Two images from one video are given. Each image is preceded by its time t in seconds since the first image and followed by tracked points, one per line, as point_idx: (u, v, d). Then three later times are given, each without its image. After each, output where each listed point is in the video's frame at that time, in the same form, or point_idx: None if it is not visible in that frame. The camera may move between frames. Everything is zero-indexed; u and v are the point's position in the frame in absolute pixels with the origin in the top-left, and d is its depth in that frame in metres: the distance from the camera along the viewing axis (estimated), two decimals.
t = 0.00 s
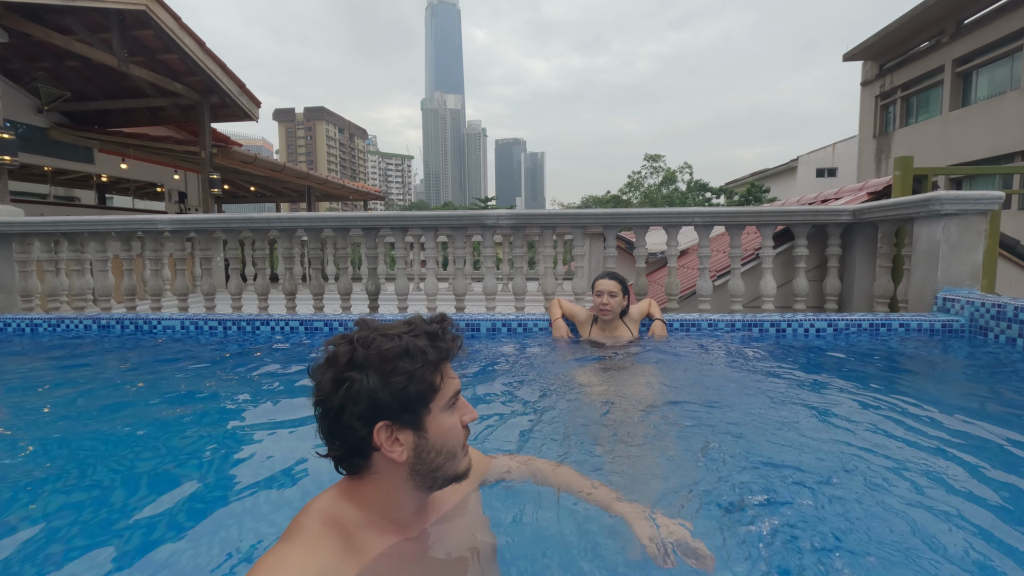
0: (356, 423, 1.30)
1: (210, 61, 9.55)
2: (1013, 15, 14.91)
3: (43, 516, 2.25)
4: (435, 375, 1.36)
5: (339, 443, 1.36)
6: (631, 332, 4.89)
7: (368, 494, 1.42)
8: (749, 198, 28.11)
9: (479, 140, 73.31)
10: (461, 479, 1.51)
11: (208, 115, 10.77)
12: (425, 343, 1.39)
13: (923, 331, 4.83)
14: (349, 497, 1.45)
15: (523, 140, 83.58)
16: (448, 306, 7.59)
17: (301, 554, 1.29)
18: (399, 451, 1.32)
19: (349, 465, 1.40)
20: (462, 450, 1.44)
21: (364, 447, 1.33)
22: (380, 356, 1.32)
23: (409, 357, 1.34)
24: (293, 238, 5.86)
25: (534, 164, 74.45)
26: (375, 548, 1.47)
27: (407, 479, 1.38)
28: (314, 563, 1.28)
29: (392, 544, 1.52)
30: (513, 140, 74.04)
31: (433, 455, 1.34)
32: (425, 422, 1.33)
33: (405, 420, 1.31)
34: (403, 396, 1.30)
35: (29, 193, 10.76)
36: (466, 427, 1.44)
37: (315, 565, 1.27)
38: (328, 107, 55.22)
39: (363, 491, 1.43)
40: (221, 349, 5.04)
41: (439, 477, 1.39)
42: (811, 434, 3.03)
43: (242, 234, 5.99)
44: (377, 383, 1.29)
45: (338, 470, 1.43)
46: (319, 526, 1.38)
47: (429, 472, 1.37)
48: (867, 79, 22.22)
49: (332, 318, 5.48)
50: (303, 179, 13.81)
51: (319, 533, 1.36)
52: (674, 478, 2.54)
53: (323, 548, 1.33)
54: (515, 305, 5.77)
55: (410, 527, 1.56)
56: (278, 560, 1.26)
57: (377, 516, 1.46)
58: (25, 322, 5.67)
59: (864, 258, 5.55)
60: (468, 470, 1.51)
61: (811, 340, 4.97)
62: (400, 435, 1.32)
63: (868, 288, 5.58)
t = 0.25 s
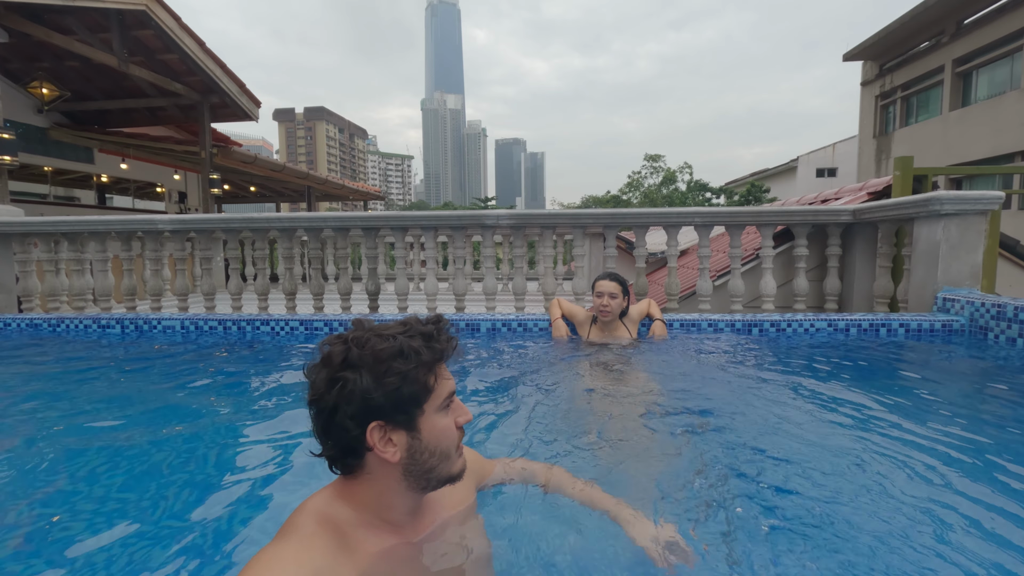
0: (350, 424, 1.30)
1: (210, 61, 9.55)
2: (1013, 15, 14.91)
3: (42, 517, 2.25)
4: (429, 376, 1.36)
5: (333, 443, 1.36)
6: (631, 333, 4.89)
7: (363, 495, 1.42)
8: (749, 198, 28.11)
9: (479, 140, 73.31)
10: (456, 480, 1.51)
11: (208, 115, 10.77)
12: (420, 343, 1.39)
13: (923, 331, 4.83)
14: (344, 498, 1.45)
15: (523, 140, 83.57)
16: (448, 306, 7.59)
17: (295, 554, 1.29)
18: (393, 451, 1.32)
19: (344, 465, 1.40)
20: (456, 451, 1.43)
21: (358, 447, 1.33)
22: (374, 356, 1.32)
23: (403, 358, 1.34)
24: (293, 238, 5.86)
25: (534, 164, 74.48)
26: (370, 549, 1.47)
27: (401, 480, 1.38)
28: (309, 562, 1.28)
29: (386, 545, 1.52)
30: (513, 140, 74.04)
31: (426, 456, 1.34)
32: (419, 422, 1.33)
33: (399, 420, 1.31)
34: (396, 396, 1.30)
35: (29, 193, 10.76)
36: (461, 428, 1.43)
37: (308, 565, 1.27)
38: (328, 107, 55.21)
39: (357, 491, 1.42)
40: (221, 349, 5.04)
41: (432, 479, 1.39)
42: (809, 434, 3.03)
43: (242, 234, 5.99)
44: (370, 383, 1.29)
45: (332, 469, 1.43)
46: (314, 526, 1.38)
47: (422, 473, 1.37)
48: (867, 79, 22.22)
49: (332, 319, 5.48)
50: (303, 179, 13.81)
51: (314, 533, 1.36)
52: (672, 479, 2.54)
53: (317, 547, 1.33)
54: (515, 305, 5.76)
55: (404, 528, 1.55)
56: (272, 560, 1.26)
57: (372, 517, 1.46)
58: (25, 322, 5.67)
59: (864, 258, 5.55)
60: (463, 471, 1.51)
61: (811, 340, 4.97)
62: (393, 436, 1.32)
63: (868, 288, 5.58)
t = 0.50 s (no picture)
0: (350, 423, 1.30)
1: (210, 62, 9.56)
2: (1013, 15, 14.91)
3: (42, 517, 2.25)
4: (428, 374, 1.36)
5: (333, 440, 1.36)
6: (631, 334, 4.90)
7: (362, 493, 1.42)
8: (749, 198, 28.12)
9: (479, 140, 73.32)
10: (455, 478, 1.51)
11: (208, 115, 10.77)
12: (419, 342, 1.39)
13: (924, 331, 4.83)
14: (344, 495, 1.45)
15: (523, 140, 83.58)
16: (448, 305, 7.59)
17: (295, 552, 1.29)
18: (391, 448, 1.32)
19: (343, 462, 1.40)
20: (456, 450, 1.43)
21: (357, 444, 1.33)
22: (374, 353, 1.32)
23: (402, 355, 1.34)
24: (293, 238, 5.86)
25: (534, 164, 74.51)
26: (369, 546, 1.47)
27: (399, 478, 1.38)
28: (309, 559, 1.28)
29: (385, 543, 1.52)
30: (513, 140, 74.06)
31: (424, 453, 1.34)
32: (417, 420, 1.32)
33: (397, 417, 1.30)
34: (394, 393, 1.30)
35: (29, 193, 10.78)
36: (460, 426, 1.43)
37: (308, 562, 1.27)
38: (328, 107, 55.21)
39: (357, 488, 1.43)
40: (222, 349, 5.04)
41: (431, 477, 1.38)
42: (809, 435, 3.02)
43: (242, 234, 5.99)
44: (369, 380, 1.29)
45: (332, 466, 1.44)
46: (314, 523, 1.38)
47: (421, 471, 1.37)
48: (867, 80, 22.22)
49: (332, 318, 5.48)
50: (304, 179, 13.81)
51: (313, 531, 1.36)
52: (675, 479, 2.53)
53: (317, 544, 1.33)
54: (515, 305, 5.76)
55: (403, 526, 1.55)
56: (272, 558, 1.26)
57: (371, 514, 1.46)
58: (25, 322, 5.67)
59: (864, 258, 5.55)
60: (461, 470, 1.50)
61: (811, 339, 4.97)
62: (391, 433, 1.31)
63: (868, 288, 5.58)
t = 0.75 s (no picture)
0: (353, 421, 1.31)
1: (210, 61, 9.55)
2: (1013, 15, 14.91)
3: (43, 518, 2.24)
4: (430, 374, 1.36)
5: (335, 439, 1.36)
6: (631, 334, 4.90)
7: (364, 491, 1.42)
8: (749, 198, 28.12)
9: (479, 140, 73.31)
10: (456, 478, 1.51)
11: (208, 115, 10.77)
12: (422, 342, 1.39)
13: (924, 331, 4.83)
14: (345, 494, 1.46)
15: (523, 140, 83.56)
16: (448, 306, 7.60)
17: (297, 549, 1.29)
18: (393, 448, 1.32)
19: (345, 461, 1.40)
20: (457, 450, 1.43)
21: (359, 443, 1.33)
22: (377, 353, 1.32)
23: (405, 355, 1.34)
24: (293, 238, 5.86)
25: (533, 164, 74.51)
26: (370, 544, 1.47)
27: (401, 477, 1.38)
28: (312, 557, 1.28)
29: (386, 541, 1.52)
30: (513, 140, 74.02)
31: (426, 453, 1.34)
32: (419, 420, 1.33)
33: (400, 417, 1.31)
34: (397, 393, 1.30)
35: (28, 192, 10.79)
36: (461, 427, 1.43)
37: (309, 559, 1.27)
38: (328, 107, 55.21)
39: (359, 487, 1.43)
40: (221, 349, 5.04)
41: (433, 477, 1.38)
42: (808, 434, 3.02)
43: (242, 234, 5.99)
44: (372, 379, 1.29)
45: (334, 465, 1.44)
46: (316, 521, 1.38)
47: (422, 471, 1.37)
48: (867, 80, 22.22)
49: (332, 318, 5.48)
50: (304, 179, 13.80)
51: (315, 528, 1.36)
52: (674, 479, 2.53)
53: (319, 542, 1.33)
54: (515, 305, 5.76)
55: (404, 525, 1.55)
56: (273, 555, 1.26)
57: (373, 513, 1.46)
58: (25, 322, 5.67)
59: (864, 258, 5.55)
60: (463, 470, 1.51)
61: (811, 340, 4.97)
62: (394, 433, 1.31)
63: (868, 288, 5.58)
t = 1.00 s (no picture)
0: (354, 425, 1.30)
1: (210, 61, 9.56)
2: (1013, 15, 14.91)
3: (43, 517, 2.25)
4: (432, 379, 1.36)
5: (336, 442, 1.36)
6: (631, 334, 4.91)
7: (364, 493, 1.42)
8: (749, 198, 28.14)
9: (479, 140, 73.31)
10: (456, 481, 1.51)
11: (208, 115, 10.77)
12: (423, 347, 1.39)
13: (923, 331, 4.83)
14: (345, 494, 1.45)
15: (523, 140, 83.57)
16: (447, 306, 7.60)
17: (297, 550, 1.29)
18: (394, 452, 1.32)
19: (345, 463, 1.40)
20: (458, 454, 1.43)
21: (359, 447, 1.33)
22: (377, 358, 1.31)
23: (406, 360, 1.33)
24: (293, 238, 5.85)
25: (534, 164, 74.57)
26: (369, 545, 1.47)
27: (401, 481, 1.38)
28: (310, 559, 1.28)
29: (386, 543, 1.52)
30: (513, 140, 74.02)
31: (427, 458, 1.34)
32: (420, 425, 1.33)
33: (401, 422, 1.31)
34: (397, 399, 1.30)
35: (28, 192, 10.79)
36: (463, 431, 1.43)
37: (309, 560, 1.27)
38: (328, 107, 55.20)
39: (359, 489, 1.43)
40: (220, 349, 5.04)
41: (433, 482, 1.39)
42: (808, 434, 3.03)
43: (242, 234, 5.99)
44: (373, 384, 1.29)
45: (333, 465, 1.44)
46: (315, 522, 1.38)
47: (422, 475, 1.37)
48: (867, 80, 22.22)
49: (332, 318, 5.48)
50: (304, 179, 13.80)
51: (314, 529, 1.36)
52: (676, 478, 2.54)
53: (318, 543, 1.33)
54: (515, 305, 5.76)
55: (403, 526, 1.55)
56: (271, 556, 1.26)
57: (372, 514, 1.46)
58: (25, 322, 5.66)
59: (864, 258, 5.55)
60: (464, 474, 1.51)
61: (811, 340, 4.97)
62: (394, 437, 1.32)
63: (868, 288, 5.58)
